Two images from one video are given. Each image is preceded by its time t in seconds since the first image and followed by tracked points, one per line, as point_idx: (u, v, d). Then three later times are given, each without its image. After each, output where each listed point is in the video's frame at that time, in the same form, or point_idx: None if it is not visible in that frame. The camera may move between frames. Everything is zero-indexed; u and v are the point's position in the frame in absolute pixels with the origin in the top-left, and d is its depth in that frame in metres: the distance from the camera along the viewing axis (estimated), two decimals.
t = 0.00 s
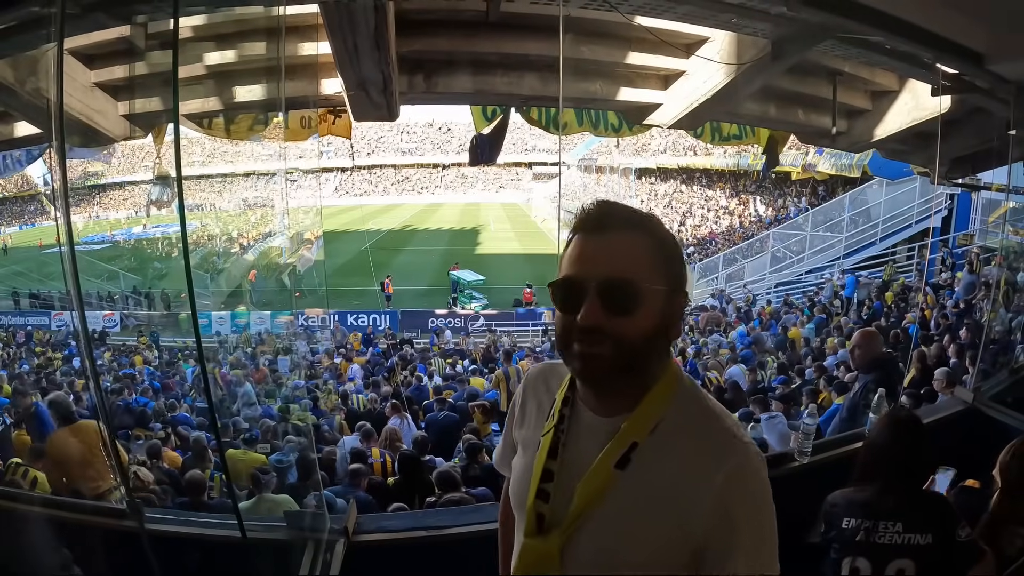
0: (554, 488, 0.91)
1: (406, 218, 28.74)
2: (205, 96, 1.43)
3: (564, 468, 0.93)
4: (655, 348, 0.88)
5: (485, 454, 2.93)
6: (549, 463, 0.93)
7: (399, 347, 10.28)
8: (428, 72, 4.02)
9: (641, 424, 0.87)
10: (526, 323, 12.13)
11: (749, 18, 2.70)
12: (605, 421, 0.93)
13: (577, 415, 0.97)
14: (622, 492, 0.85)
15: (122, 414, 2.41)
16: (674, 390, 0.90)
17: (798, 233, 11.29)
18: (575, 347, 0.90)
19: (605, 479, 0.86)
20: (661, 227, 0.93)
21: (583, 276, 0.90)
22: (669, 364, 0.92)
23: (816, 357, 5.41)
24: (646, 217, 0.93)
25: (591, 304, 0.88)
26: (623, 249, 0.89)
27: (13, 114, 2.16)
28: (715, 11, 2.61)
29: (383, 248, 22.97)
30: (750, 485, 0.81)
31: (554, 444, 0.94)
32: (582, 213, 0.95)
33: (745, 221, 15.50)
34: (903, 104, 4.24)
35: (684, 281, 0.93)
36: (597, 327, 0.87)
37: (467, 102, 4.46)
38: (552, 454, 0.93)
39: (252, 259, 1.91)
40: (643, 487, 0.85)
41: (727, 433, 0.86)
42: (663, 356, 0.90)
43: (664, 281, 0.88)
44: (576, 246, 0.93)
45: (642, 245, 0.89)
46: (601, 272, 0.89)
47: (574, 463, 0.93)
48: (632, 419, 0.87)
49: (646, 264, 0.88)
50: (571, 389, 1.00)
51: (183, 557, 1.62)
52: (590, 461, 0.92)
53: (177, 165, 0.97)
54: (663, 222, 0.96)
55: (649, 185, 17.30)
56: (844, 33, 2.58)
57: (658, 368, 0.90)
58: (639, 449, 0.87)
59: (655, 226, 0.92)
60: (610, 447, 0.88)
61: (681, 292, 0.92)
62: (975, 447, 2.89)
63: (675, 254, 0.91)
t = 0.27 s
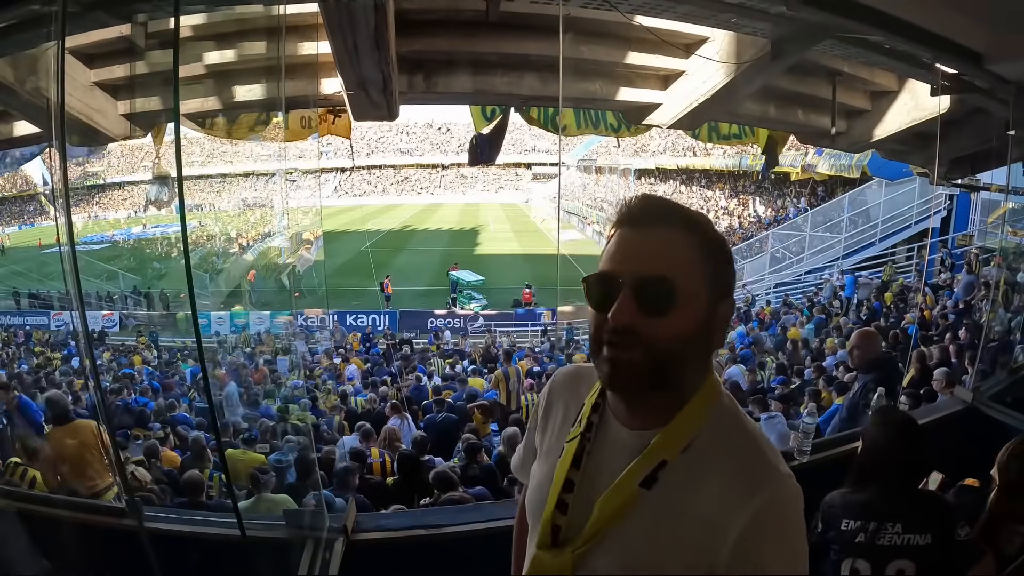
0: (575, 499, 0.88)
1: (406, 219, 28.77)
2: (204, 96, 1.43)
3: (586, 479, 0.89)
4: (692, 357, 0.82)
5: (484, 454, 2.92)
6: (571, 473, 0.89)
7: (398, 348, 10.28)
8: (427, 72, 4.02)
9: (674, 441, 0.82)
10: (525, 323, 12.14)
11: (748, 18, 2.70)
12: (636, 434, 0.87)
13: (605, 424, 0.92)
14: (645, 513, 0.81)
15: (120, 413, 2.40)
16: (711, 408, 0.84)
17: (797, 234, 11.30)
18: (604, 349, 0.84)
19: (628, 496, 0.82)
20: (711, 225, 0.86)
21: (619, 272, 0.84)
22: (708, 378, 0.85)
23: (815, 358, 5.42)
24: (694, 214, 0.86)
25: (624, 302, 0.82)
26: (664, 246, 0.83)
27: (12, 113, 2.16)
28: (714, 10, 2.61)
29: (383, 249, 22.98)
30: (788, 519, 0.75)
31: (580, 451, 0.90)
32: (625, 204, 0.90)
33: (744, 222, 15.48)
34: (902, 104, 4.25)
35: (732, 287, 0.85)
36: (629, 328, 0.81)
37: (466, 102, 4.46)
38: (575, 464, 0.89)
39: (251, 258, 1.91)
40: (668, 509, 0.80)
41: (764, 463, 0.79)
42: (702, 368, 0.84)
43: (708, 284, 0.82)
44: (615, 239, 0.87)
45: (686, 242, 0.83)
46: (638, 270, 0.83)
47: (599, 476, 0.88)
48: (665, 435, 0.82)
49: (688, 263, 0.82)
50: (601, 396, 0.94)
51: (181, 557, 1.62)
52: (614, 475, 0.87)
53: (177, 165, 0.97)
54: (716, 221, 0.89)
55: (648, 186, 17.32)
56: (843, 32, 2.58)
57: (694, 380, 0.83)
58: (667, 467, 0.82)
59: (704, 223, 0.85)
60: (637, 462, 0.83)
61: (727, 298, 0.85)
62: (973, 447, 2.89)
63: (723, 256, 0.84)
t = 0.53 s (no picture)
0: (581, 514, 0.86)
1: (405, 219, 28.78)
2: (202, 96, 1.43)
3: (596, 493, 0.88)
4: (713, 370, 0.80)
5: (482, 455, 2.92)
6: (580, 487, 0.88)
7: (397, 348, 10.29)
8: (426, 72, 4.02)
9: (689, 464, 0.79)
10: (524, 323, 12.15)
11: (745, 18, 2.71)
12: (647, 452, 0.85)
13: (619, 438, 0.91)
14: (653, 535, 0.78)
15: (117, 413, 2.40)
16: (733, 429, 0.81)
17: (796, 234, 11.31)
18: (622, 355, 0.84)
19: (636, 517, 0.79)
20: (744, 232, 0.84)
21: (641, 277, 0.84)
22: (732, 395, 0.83)
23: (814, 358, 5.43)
24: (726, 219, 0.84)
25: (644, 310, 0.82)
26: (690, 253, 0.81)
27: (9, 113, 2.16)
28: (711, 11, 2.61)
29: (382, 249, 22.98)
30: (802, 555, 0.72)
31: (591, 465, 0.89)
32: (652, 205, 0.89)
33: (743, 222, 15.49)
34: (901, 105, 4.25)
35: (762, 298, 0.83)
36: (648, 336, 0.81)
37: (465, 102, 4.47)
38: (585, 479, 0.88)
39: (249, 259, 1.91)
40: (678, 533, 0.77)
41: (784, 494, 0.76)
42: (724, 383, 0.81)
43: (734, 295, 0.80)
44: (641, 242, 0.87)
45: (714, 248, 0.81)
46: (660, 277, 0.82)
47: (609, 491, 0.87)
48: (680, 455, 0.79)
49: (714, 271, 0.80)
50: (619, 409, 0.93)
51: (174, 558, 1.61)
52: (624, 491, 0.85)
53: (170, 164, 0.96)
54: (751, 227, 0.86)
55: (647, 186, 17.33)
56: (840, 32, 2.58)
57: (715, 395, 0.81)
58: (679, 490, 0.79)
59: (735, 229, 0.83)
60: (649, 481, 0.80)
61: (757, 310, 0.83)
62: (969, 449, 2.89)
63: (753, 266, 0.82)
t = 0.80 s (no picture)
0: (587, 522, 0.86)
1: (405, 220, 28.78)
2: (202, 96, 1.43)
3: (602, 501, 0.88)
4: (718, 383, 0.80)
5: (480, 455, 2.92)
6: (587, 493, 0.88)
7: (396, 348, 10.29)
8: (424, 73, 4.02)
9: (698, 476, 0.78)
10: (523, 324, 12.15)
11: (744, 18, 2.71)
12: (656, 463, 0.86)
13: (628, 449, 0.92)
14: (658, 547, 0.77)
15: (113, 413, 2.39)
16: (744, 442, 0.80)
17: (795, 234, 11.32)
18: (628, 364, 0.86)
19: (642, 527, 0.78)
20: (755, 238, 0.83)
21: (648, 287, 0.84)
22: (743, 407, 0.82)
23: (813, 359, 5.43)
24: (736, 224, 0.83)
25: (648, 321, 0.83)
26: (696, 262, 0.81)
27: (7, 113, 2.16)
28: (710, 11, 2.61)
29: (380, 249, 22.96)
30: None
31: (598, 473, 0.90)
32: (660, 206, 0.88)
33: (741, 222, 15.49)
34: (900, 105, 4.26)
35: (774, 307, 0.82)
36: (652, 348, 0.82)
37: (464, 103, 4.47)
38: (592, 485, 0.88)
39: (248, 259, 1.91)
40: (683, 546, 0.76)
41: (791, 512, 0.76)
42: (733, 395, 0.82)
43: (742, 305, 0.80)
44: (649, 249, 0.87)
45: (722, 256, 0.81)
46: (667, 286, 0.82)
47: (615, 498, 0.87)
48: (688, 467, 0.78)
49: (721, 281, 0.80)
50: (629, 416, 0.95)
51: (172, 558, 1.60)
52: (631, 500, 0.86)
53: (168, 163, 0.97)
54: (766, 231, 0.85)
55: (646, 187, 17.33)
56: (839, 33, 2.59)
57: (723, 407, 0.82)
58: (687, 501, 0.78)
59: (746, 235, 0.82)
60: (656, 492, 0.79)
61: (769, 319, 0.82)
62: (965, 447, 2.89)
63: (764, 274, 0.81)
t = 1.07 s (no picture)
0: (600, 529, 0.90)
1: (403, 220, 28.77)
2: (199, 97, 1.43)
3: (616, 510, 0.92)
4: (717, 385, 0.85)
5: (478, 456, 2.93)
6: (601, 502, 0.92)
7: (394, 349, 10.28)
8: (422, 74, 4.02)
9: (714, 491, 0.79)
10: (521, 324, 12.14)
11: (742, 20, 2.70)
12: (673, 474, 0.88)
13: (645, 454, 0.96)
14: (673, 560, 0.79)
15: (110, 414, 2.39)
16: (759, 455, 0.82)
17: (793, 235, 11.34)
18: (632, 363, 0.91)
19: (657, 539, 0.79)
20: (762, 244, 0.86)
21: (652, 290, 0.90)
22: (748, 414, 0.85)
23: (811, 360, 5.45)
24: (744, 230, 0.87)
25: (650, 322, 0.89)
26: (699, 266, 0.87)
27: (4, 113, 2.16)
28: (707, 14, 2.62)
29: (378, 250, 22.91)
30: None
31: (614, 481, 0.93)
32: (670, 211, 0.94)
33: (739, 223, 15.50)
34: (897, 107, 4.27)
35: (779, 314, 0.85)
36: (653, 349, 0.88)
37: (463, 103, 4.48)
38: (608, 493, 0.92)
39: (246, 260, 1.91)
40: (696, 560, 0.77)
41: (805, 531, 0.76)
42: (737, 400, 0.85)
43: (741, 310, 0.84)
44: (655, 253, 0.92)
45: (724, 262, 0.86)
46: (669, 290, 0.88)
47: (629, 506, 0.91)
48: (705, 482, 0.80)
49: (721, 286, 0.85)
50: (646, 424, 0.98)
51: (170, 558, 1.60)
52: (644, 508, 0.89)
53: (165, 166, 0.97)
54: (776, 237, 0.88)
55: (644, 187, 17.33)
56: (837, 35, 2.59)
57: (724, 411, 0.85)
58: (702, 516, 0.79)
59: (752, 241, 0.86)
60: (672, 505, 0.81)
61: (773, 325, 0.85)
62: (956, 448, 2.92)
63: (768, 282, 0.85)
